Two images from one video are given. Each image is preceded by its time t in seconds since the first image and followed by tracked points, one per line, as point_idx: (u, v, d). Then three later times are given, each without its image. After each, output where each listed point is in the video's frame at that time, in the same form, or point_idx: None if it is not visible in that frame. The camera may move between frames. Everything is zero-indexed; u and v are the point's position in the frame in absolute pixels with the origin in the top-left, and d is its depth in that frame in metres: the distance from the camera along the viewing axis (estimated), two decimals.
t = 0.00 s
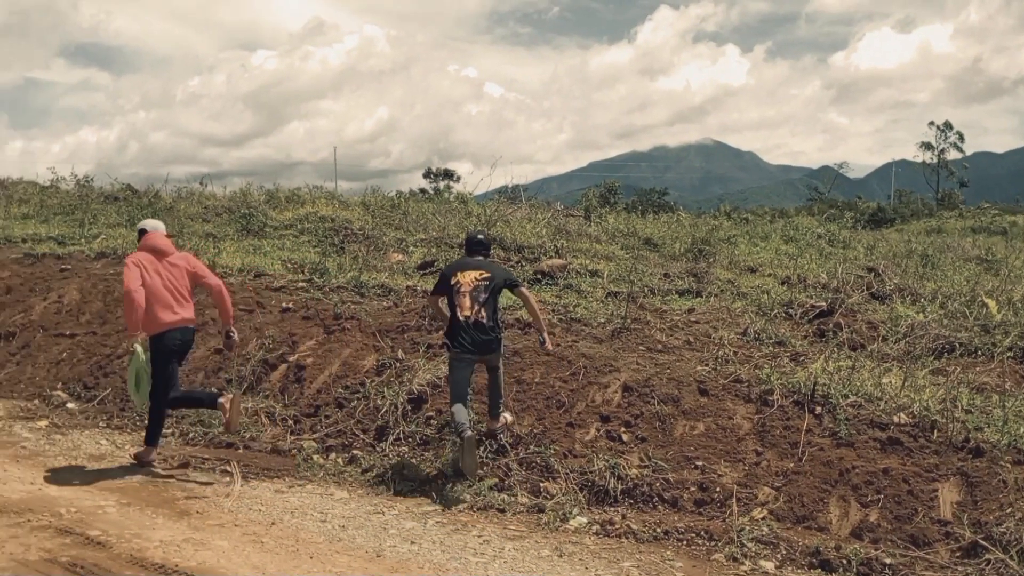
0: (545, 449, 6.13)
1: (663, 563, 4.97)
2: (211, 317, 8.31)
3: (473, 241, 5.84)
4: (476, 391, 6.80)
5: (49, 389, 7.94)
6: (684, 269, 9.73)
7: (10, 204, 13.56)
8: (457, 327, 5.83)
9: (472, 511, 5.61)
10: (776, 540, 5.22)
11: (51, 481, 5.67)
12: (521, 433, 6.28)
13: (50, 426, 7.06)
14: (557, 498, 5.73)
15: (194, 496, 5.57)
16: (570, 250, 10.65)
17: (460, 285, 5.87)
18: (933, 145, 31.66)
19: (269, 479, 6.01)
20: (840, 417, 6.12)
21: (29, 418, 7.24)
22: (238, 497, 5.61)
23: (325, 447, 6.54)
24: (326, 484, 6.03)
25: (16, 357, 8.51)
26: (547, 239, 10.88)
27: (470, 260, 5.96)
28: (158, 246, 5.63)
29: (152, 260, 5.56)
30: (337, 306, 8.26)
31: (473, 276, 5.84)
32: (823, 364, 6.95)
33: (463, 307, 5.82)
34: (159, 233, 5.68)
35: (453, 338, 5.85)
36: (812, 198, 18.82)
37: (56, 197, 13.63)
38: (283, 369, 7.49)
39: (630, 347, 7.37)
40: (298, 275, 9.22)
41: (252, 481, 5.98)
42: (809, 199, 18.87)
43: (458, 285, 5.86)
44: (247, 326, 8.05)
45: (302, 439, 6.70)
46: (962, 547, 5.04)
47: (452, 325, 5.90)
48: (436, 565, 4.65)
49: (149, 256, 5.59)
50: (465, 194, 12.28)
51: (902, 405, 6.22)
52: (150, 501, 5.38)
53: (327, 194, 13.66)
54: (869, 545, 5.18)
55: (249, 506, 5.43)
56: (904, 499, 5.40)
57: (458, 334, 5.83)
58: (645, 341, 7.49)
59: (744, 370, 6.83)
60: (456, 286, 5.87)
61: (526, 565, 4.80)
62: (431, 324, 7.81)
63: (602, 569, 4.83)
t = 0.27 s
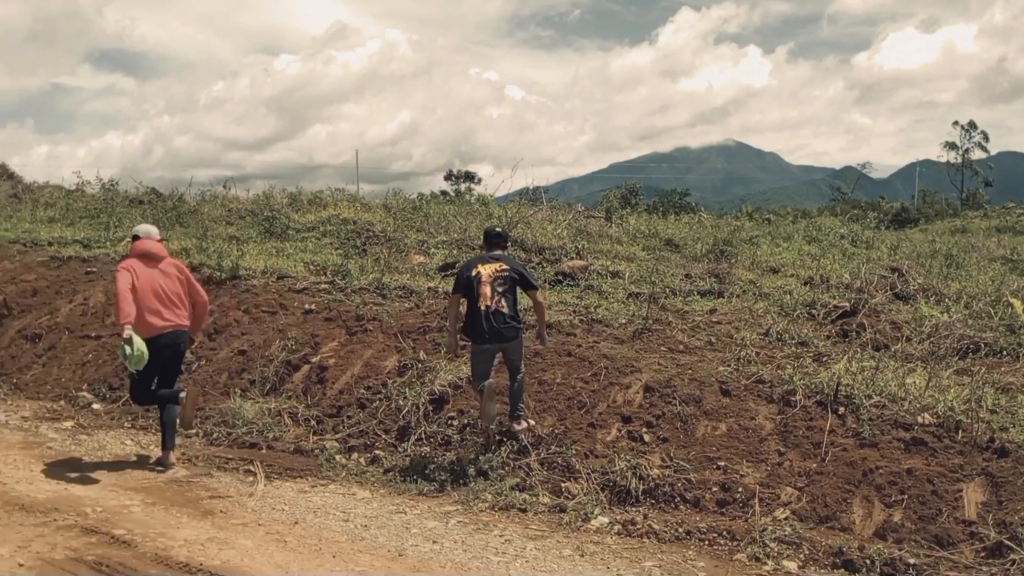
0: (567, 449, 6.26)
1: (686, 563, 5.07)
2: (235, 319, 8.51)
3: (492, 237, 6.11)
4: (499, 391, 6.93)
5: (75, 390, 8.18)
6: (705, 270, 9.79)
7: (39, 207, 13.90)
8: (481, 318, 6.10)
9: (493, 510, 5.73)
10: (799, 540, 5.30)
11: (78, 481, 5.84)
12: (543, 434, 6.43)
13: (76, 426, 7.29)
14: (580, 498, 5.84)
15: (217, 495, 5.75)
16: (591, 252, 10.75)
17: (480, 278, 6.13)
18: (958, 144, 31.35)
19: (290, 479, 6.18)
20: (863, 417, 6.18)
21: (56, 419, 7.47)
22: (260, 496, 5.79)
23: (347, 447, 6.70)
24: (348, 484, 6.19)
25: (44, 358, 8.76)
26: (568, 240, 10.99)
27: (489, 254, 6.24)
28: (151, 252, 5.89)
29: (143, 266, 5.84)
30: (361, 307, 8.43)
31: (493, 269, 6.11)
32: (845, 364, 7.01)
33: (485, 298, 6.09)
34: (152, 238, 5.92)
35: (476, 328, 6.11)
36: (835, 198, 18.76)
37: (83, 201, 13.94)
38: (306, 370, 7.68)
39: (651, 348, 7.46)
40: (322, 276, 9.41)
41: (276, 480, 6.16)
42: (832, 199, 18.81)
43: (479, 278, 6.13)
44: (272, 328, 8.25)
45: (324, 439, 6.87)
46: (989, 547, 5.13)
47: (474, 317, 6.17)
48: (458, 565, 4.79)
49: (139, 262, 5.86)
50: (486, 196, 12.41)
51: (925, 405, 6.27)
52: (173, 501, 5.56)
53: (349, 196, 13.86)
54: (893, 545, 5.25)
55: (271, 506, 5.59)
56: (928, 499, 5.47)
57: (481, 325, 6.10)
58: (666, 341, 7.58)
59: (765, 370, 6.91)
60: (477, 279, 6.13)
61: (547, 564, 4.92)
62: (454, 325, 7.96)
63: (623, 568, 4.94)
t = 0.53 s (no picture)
0: (580, 450, 6.23)
1: (699, 565, 5.03)
2: (249, 319, 8.54)
3: (502, 230, 6.29)
4: (511, 391, 6.89)
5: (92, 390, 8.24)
6: (720, 270, 9.74)
7: (55, 208, 14.01)
8: (492, 309, 6.22)
9: (508, 512, 5.72)
10: (813, 542, 5.25)
11: (99, 482, 5.88)
12: (556, 435, 6.40)
13: (93, 426, 7.34)
14: (592, 499, 5.81)
15: (232, 495, 5.77)
16: (604, 251, 10.72)
17: (491, 271, 6.28)
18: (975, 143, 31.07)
19: (305, 479, 6.19)
20: (878, 418, 6.12)
21: (73, 420, 7.54)
22: (275, 497, 5.81)
23: (361, 448, 6.71)
24: (362, 485, 6.19)
25: (61, 359, 8.83)
26: (581, 240, 10.96)
27: (498, 247, 6.40)
28: (140, 252, 6.07)
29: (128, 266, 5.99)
30: (374, 307, 8.44)
31: (504, 261, 6.27)
32: (862, 364, 6.94)
33: (496, 289, 6.23)
34: (142, 240, 6.10)
35: (488, 319, 6.22)
36: (851, 197, 18.63)
37: (99, 201, 14.05)
38: (320, 370, 7.69)
39: (665, 348, 7.42)
40: (335, 277, 9.42)
41: (289, 481, 6.17)
42: (848, 198, 18.68)
43: (490, 270, 6.28)
44: (285, 329, 8.28)
45: (338, 439, 6.89)
46: (1003, 549, 5.08)
47: (485, 308, 6.28)
48: (471, 566, 4.77)
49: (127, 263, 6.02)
50: (499, 196, 12.40)
51: (943, 406, 6.20)
52: (189, 501, 5.58)
53: (363, 196, 13.89)
54: (907, 548, 5.19)
55: (287, 506, 5.60)
56: (944, 501, 5.40)
57: (493, 315, 6.21)
58: (680, 342, 7.53)
59: (780, 371, 6.85)
60: (488, 272, 6.28)
61: (562, 565, 4.89)
62: (466, 325, 7.95)
63: (637, 570, 4.90)
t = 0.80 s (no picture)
0: (595, 450, 6.32)
1: (715, 565, 5.11)
2: (266, 320, 8.68)
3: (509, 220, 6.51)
4: (526, 392, 6.97)
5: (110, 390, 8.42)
6: (734, 271, 9.78)
7: (74, 210, 14.25)
8: (506, 296, 6.38)
9: (522, 511, 5.81)
10: (829, 542, 5.32)
11: (114, 480, 6.03)
12: (572, 435, 6.49)
13: (111, 425, 7.50)
14: (608, 499, 5.90)
15: (249, 494, 5.90)
16: (619, 252, 10.79)
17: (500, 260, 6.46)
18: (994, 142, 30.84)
19: (321, 479, 6.32)
20: (895, 419, 6.16)
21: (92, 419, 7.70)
22: (291, 496, 5.93)
23: (377, 447, 6.84)
24: (379, 484, 6.31)
25: (79, 358, 9.01)
26: (596, 241, 11.04)
27: (503, 237, 6.59)
28: (127, 251, 6.38)
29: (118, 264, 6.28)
30: (390, 308, 8.55)
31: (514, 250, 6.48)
32: (877, 365, 6.98)
33: (508, 277, 6.41)
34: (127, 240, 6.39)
35: (502, 307, 6.38)
36: (868, 197, 18.58)
37: (118, 203, 14.27)
38: (337, 370, 7.82)
39: (680, 349, 7.48)
40: (352, 277, 9.55)
41: (306, 480, 6.29)
42: (864, 198, 18.63)
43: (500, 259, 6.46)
44: (302, 329, 8.41)
45: (354, 439, 7.01)
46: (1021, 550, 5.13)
47: (496, 296, 6.43)
48: (487, 565, 4.88)
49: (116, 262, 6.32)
50: (514, 197, 12.49)
51: (959, 407, 6.24)
52: (205, 500, 5.72)
53: (378, 197, 14.03)
54: (925, 548, 5.25)
55: (302, 505, 5.73)
56: (960, 502, 5.45)
57: (507, 302, 6.38)
58: (695, 342, 7.60)
59: (795, 372, 6.90)
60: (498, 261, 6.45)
61: (575, 565, 4.99)
62: (482, 326, 8.05)
63: (652, 570, 4.99)
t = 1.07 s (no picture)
0: (607, 453, 6.30)
1: (727, 569, 5.07)
2: (278, 321, 8.72)
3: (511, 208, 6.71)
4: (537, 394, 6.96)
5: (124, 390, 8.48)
6: (748, 272, 9.73)
7: (88, 211, 14.35)
8: (511, 282, 6.54)
9: (533, 514, 5.80)
10: (841, 546, 5.27)
11: (127, 480, 6.06)
12: (582, 438, 6.48)
13: (124, 426, 7.54)
14: (618, 502, 5.87)
15: (261, 496, 5.91)
16: (632, 254, 10.76)
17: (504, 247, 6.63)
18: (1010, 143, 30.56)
19: (332, 480, 6.32)
20: (909, 422, 6.10)
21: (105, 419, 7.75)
22: (303, 497, 5.94)
23: (388, 449, 6.86)
24: (389, 486, 6.30)
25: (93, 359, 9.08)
26: (608, 242, 11.01)
27: (506, 227, 6.78)
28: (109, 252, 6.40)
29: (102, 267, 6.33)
30: (402, 309, 8.56)
31: (517, 237, 6.66)
32: (891, 368, 6.93)
33: (513, 263, 6.57)
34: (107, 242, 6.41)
35: (508, 292, 6.52)
36: (882, 198, 18.46)
37: (132, 204, 14.37)
38: (348, 371, 7.83)
39: (692, 351, 7.45)
40: (363, 278, 9.57)
41: (317, 481, 6.30)
42: (878, 199, 18.50)
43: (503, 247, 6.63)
44: (314, 330, 8.44)
45: (365, 440, 7.02)
46: None
47: (502, 283, 6.58)
48: (497, 567, 4.87)
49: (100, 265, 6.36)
50: (525, 198, 12.48)
51: (974, 410, 6.18)
52: (217, 501, 5.74)
53: (391, 198, 14.06)
54: (938, 553, 5.18)
55: (314, 507, 5.74)
56: (975, 506, 5.39)
57: (513, 288, 6.52)
58: (707, 344, 7.56)
59: (808, 374, 6.85)
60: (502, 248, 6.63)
61: (587, 568, 4.97)
62: (493, 327, 8.05)
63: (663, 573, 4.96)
